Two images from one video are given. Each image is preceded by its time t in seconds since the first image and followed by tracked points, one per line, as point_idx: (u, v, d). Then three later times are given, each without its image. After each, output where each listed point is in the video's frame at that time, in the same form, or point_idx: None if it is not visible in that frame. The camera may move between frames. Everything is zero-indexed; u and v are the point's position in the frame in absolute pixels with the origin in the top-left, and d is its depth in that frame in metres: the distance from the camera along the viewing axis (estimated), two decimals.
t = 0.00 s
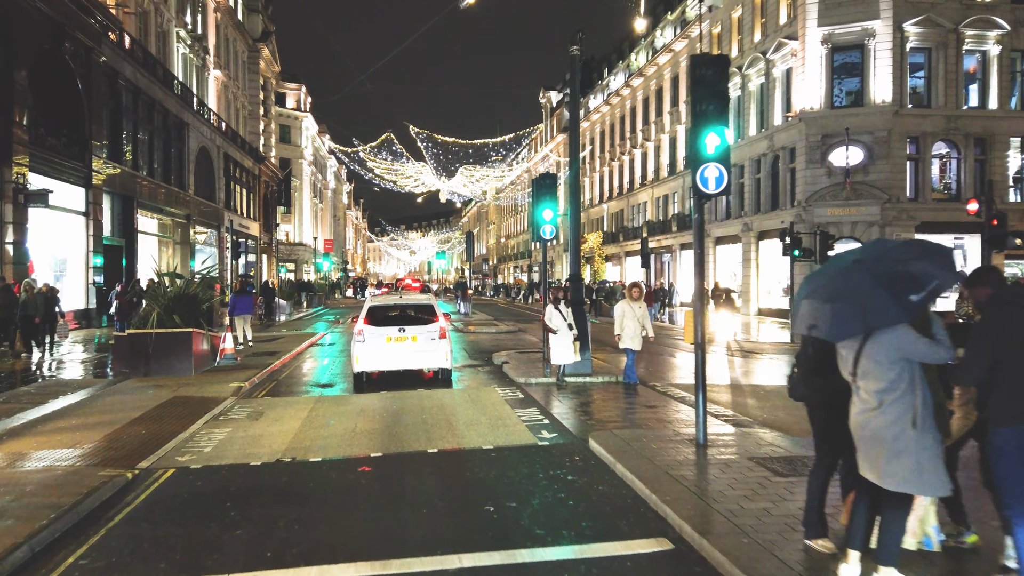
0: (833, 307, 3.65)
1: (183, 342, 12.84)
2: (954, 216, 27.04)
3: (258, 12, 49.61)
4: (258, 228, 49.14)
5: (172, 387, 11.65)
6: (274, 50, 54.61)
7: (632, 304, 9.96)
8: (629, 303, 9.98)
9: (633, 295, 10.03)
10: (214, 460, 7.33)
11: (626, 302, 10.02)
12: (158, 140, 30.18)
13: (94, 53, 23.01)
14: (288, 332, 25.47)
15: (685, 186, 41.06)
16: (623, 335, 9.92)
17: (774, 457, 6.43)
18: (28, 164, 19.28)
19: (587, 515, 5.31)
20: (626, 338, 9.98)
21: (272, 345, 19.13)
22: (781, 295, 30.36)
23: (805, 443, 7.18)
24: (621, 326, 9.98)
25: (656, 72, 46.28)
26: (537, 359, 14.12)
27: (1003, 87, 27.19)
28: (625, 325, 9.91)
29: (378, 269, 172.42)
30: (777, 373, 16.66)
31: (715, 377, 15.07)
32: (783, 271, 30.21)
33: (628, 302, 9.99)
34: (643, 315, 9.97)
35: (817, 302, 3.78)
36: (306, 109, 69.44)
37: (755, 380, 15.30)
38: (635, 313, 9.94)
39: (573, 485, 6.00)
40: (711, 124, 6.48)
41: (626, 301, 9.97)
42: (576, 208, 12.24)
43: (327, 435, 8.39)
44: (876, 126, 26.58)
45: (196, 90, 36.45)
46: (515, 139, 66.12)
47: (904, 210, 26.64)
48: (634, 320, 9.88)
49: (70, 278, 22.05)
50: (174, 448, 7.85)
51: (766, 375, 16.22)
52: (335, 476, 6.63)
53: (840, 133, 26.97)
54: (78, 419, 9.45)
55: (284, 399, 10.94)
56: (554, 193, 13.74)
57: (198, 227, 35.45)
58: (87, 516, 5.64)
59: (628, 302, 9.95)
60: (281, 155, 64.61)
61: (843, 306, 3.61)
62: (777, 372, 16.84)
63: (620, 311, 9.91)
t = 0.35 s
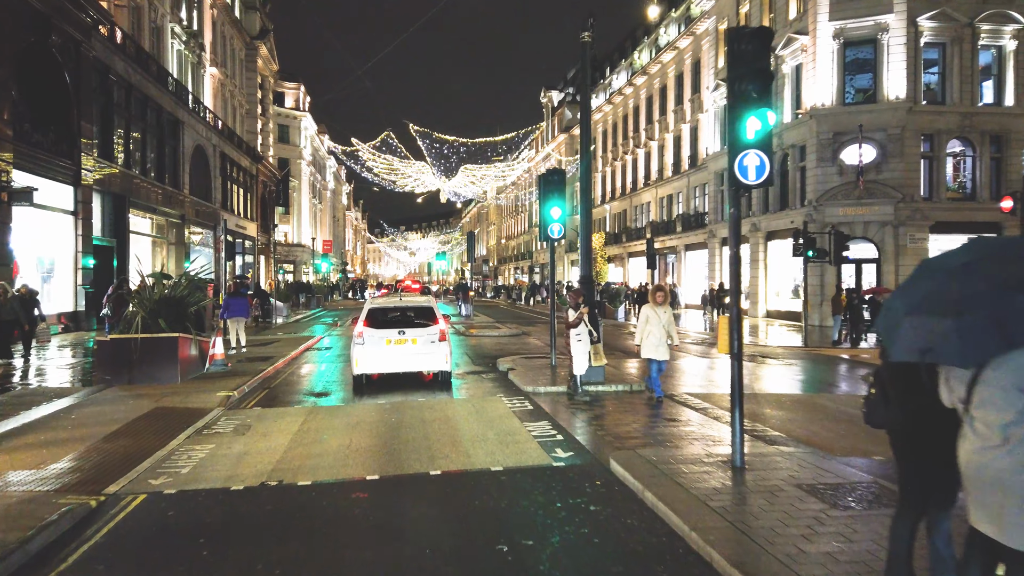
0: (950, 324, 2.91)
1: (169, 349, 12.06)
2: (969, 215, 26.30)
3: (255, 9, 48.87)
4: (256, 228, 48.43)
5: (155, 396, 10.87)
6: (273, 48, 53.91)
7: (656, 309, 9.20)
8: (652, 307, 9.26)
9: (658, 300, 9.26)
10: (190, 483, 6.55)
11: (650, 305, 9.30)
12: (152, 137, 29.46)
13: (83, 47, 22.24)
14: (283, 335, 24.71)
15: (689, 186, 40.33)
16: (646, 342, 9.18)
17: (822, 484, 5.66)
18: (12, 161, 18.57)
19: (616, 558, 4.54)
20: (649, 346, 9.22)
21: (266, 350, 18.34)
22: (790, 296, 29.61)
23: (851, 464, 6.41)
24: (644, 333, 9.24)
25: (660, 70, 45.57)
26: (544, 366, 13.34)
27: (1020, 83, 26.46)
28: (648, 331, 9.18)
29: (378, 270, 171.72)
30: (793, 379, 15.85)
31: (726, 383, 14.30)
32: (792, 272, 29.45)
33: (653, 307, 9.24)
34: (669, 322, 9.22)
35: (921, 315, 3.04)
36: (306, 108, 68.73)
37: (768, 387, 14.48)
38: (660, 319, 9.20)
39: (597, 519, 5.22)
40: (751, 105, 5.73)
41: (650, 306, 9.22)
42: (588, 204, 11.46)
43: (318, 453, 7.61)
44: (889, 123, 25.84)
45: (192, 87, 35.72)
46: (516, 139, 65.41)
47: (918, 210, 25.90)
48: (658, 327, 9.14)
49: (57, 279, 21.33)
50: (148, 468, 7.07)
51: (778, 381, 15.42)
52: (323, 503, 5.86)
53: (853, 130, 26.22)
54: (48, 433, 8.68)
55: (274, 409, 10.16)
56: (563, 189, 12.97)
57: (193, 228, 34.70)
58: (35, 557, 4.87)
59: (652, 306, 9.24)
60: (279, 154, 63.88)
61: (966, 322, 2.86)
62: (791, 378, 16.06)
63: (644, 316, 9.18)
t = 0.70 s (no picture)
0: None
1: (154, 355, 11.31)
2: (984, 215, 25.59)
3: (253, 7, 48.17)
4: (254, 229, 47.73)
5: (136, 406, 10.13)
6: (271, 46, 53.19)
7: (686, 314, 8.56)
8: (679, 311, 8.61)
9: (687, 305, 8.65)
10: (164, 511, 5.79)
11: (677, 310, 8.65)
12: (146, 136, 28.78)
13: (72, 41, 21.53)
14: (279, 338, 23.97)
15: (693, 186, 39.66)
16: (681, 350, 8.49)
17: (885, 517, 4.92)
18: None
19: None
20: (683, 355, 8.52)
21: (260, 354, 17.59)
22: (800, 298, 28.89)
23: (909, 491, 5.67)
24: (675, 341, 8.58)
25: (663, 69, 44.88)
26: (552, 372, 12.60)
27: None
28: (680, 338, 8.52)
29: (378, 271, 171.05)
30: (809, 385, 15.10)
31: (736, 389, 13.54)
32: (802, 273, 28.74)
33: (681, 312, 8.59)
34: (698, 327, 8.58)
35: None
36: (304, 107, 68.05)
37: (781, 393, 13.72)
38: (689, 325, 8.55)
39: (630, 563, 4.46)
40: (801, 83, 5.02)
41: (678, 312, 8.57)
42: (600, 201, 10.72)
43: (310, 473, 6.86)
44: (903, 120, 25.12)
45: (188, 85, 35.04)
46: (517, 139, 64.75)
47: (932, 209, 25.19)
48: (689, 333, 8.49)
49: (45, 281, 20.65)
50: (118, 493, 6.31)
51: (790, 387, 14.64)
52: (312, 538, 5.10)
53: (865, 127, 25.51)
54: (16, 449, 7.93)
55: (264, 421, 9.41)
56: (573, 186, 12.26)
57: (189, 228, 33.98)
58: None
59: (679, 310, 8.59)
60: (277, 154, 63.16)
61: None
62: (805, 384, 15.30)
63: (672, 322, 8.50)
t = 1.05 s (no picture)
0: None
1: (137, 362, 10.60)
2: (1000, 214, 24.90)
3: (250, 5, 47.46)
4: (252, 229, 47.05)
5: (116, 417, 9.42)
6: (269, 44, 52.51)
7: (726, 319, 7.80)
8: (718, 317, 7.85)
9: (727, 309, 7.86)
10: (130, 546, 5.09)
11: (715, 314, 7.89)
12: (139, 133, 28.11)
13: (61, 34, 20.83)
14: (275, 341, 23.26)
15: (698, 185, 39.01)
16: (720, 361, 7.81)
17: (966, 561, 4.23)
18: None
19: None
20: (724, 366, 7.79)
21: (254, 358, 16.86)
22: (810, 300, 28.20)
23: (981, 528, 4.97)
24: (712, 350, 7.88)
25: (667, 67, 44.19)
26: (561, 379, 11.88)
27: None
28: (719, 347, 7.82)
29: (378, 272, 170.44)
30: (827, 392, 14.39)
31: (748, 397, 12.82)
32: (812, 275, 28.06)
33: (721, 317, 7.83)
34: (740, 333, 7.82)
35: None
36: (303, 107, 67.39)
37: (795, 401, 12.99)
38: (730, 332, 7.80)
39: None
40: (865, 53, 4.33)
41: (718, 316, 7.81)
42: (614, 198, 10.01)
43: (300, 497, 6.16)
44: (917, 116, 24.42)
45: (183, 82, 34.36)
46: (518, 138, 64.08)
47: (947, 208, 24.50)
48: (730, 341, 7.76)
49: (32, 282, 19.96)
50: (82, 521, 5.61)
51: (804, 395, 13.89)
52: None
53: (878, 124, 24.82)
54: None
55: (253, 435, 8.70)
56: (583, 181, 11.55)
57: (184, 229, 33.25)
58: None
59: (718, 316, 7.83)
60: (276, 154, 62.46)
61: None
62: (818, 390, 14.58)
63: (711, 330, 7.77)
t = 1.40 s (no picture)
0: None
1: (118, 369, 9.96)
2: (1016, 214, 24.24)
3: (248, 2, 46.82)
4: (249, 230, 46.39)
5: (94, 429, 8.75)
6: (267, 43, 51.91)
7: (772, 327, 7.09)
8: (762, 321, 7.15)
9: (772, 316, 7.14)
10: None
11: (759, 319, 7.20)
12: (132, 131, 27.47)
13: (50, 27, 20.19)
14: (271, 344, 22.59)
15: (703, 185, 38.38)
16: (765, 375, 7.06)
17: None
18: None
19: None
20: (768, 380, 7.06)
21: (248, 363, 16.18)
22: (820, 302, 27.52)
23: None
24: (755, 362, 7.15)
25: (671, 65, 43.55)
26: (570, 387, 11.18)
27: None
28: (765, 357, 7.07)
29: (378, 274, 169.78)
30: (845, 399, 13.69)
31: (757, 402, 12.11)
32: (821, 276, 27.39)
33: (766, 325, 7.11)
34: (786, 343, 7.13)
35: None
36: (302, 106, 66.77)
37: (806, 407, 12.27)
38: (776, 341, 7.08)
39: None
40: (950, 14, 3.71)
41: (763, 323, 7.10)
42: (629, 193, 9.34)
43: (286, 525, 5.48)
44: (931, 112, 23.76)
45: (178, 80, 33.72)
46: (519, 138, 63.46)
47: (961, 207, 23.84)
48: (776, 353, 7.04)
49: (19, 283, 19.29)
50: (38, 556, 4.94)
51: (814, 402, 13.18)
52: None
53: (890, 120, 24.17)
54: None
55: (240, 449, 8.02)
56: (593, 177, 10.89)
57: (179, 229, 32.53)
58: None
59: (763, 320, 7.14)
60: (274, 154, 61.81)
61: None
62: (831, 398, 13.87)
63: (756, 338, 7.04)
